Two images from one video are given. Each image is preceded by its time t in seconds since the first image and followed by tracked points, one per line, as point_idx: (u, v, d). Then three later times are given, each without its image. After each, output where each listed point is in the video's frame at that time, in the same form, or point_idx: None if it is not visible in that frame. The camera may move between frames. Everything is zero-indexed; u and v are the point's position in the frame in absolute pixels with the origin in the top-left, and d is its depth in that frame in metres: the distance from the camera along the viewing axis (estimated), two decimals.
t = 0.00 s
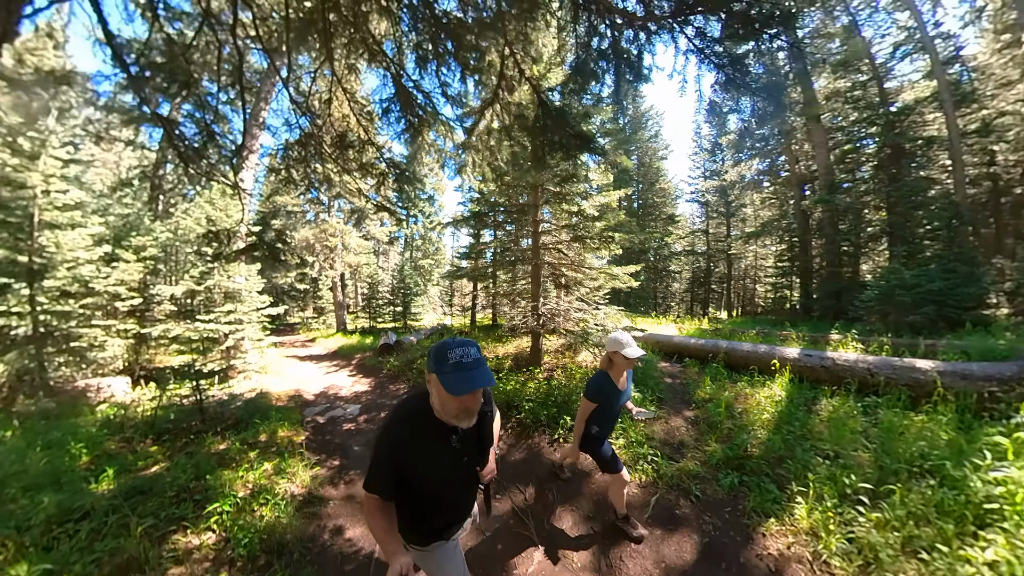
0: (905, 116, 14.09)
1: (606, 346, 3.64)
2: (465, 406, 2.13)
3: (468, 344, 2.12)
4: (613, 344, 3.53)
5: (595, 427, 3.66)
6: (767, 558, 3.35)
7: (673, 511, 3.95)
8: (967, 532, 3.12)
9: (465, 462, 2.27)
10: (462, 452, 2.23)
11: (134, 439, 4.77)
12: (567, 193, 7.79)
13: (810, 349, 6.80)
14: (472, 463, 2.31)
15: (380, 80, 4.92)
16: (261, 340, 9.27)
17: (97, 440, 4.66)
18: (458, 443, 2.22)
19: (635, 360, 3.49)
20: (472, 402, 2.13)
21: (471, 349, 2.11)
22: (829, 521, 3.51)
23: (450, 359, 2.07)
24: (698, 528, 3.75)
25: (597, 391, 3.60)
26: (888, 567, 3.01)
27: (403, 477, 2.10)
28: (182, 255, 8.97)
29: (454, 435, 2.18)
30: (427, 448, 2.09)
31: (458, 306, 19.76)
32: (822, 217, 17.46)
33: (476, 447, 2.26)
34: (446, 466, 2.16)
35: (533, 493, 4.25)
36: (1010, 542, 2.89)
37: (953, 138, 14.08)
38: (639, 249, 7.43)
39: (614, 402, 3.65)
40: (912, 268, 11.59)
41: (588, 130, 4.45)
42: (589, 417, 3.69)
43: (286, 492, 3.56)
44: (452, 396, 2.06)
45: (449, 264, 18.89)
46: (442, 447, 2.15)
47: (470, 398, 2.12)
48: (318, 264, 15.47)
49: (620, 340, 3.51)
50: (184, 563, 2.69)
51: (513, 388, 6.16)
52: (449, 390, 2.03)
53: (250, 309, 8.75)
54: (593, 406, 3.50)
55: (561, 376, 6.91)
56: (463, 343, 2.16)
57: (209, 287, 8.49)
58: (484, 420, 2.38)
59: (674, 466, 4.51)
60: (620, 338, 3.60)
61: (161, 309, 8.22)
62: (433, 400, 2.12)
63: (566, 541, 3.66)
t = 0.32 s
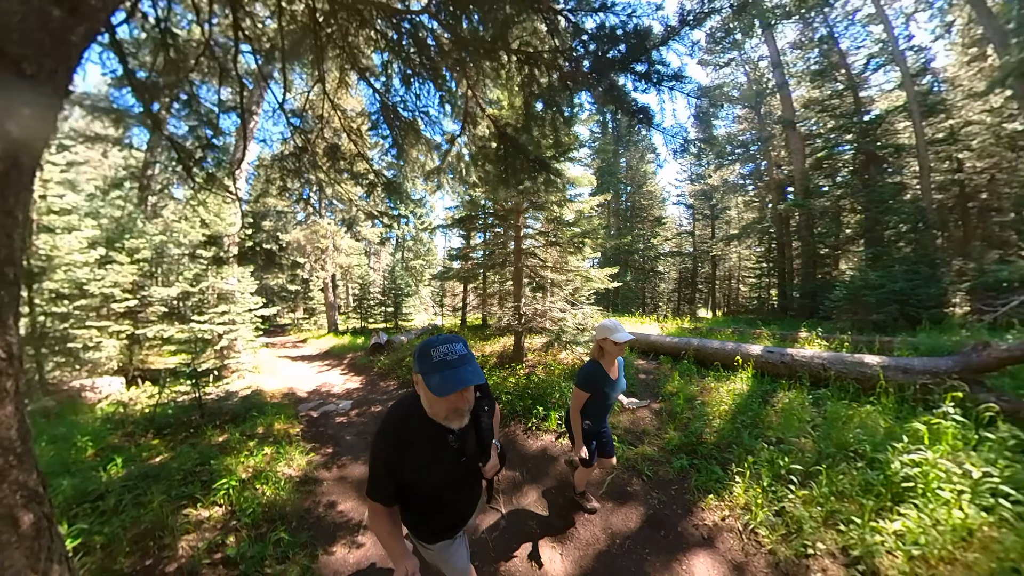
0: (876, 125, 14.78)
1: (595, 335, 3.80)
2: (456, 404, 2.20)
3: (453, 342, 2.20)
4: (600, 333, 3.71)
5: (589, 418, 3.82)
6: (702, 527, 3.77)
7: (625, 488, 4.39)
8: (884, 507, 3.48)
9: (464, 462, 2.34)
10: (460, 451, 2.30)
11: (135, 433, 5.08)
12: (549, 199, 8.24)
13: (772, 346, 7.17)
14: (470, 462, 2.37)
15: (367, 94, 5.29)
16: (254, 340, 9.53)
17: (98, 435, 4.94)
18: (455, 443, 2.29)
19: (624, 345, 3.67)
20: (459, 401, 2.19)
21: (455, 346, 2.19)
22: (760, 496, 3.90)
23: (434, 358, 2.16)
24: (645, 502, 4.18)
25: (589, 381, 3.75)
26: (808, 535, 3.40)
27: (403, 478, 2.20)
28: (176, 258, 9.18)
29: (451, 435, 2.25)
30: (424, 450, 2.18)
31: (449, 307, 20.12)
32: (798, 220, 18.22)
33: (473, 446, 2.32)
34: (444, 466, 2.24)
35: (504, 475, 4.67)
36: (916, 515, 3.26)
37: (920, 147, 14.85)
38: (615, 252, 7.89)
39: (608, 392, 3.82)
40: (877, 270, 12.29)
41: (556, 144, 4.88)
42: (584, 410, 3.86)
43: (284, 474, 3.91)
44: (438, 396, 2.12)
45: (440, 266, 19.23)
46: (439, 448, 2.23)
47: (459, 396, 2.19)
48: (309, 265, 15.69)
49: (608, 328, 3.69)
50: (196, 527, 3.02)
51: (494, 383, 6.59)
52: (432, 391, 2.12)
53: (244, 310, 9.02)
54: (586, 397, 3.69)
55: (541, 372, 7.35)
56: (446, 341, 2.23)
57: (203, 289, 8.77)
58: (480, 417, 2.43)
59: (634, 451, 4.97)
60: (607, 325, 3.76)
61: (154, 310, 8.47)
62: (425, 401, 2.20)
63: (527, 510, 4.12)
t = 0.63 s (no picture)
0: (853, 134, 15.41)
1: (594, 348, 3.76)
2: (458, 395, 2.35)
3: (456, 334, 2.31)
4: (599, 346, 3.66)
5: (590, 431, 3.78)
6: (658, 510, 4.12)
7: (593, 476, 4.76)
8: (822, 492, 3.79)
9: (466, 452, 2.50)
10: (462, 442, 2.47)
11: (136, 434, 5.32)
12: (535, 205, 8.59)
13: (743, 347, 7.57)
14: (472, 453, 2.52)
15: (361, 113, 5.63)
16: (247, 343, 9.70)
17: (100, 438, 5.17)
18: (457, 433, 2.46)
19: (624, 358, 3.61)
20: (463, 390, 2.32)
21: (457, 338, 2.31)
22: (711, 483, 4.22)
23: (439, 349, 2.25)
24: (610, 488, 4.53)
25: (587, 396, 3.70)
26: (751, 515, 3.72)
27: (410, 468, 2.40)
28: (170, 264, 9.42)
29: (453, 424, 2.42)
30: (427, 439, 2.38)
31: (441, 307, 20.42)
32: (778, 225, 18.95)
33: (474, 436, 2.49)
34: (447, 454, 2.42)
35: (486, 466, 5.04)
36: (850, 500, 3.59)
37: (891, 154, 15.56)
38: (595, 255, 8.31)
39: (607, 404, 3.75)
40: (848, 274, 12.94)
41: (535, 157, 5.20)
42: (586, 423, 3.80)
43: (284, 467, 4.20)
44: (443, 387, 2.27)
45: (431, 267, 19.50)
46: (442, 438, 2.41)
47: (461, 387, 2.34)
48: (300, 267, 15.86)
49: (607, 342, 3.64)
50: (206, 513, 3.32)
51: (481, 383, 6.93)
52: (439, 379, 2.22)
53: (236, 313, 9.18)
54: (586, 412, 3.61)
55: (526, 372, 7.72)
56: (450, 333, 2.32)
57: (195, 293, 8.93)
58: (483, 409, 2.59)
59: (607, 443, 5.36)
60: (607, 339, 3.72)
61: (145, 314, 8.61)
62: (429, 393, 2.37)
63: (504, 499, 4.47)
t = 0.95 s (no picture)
0: (832, 138, 15.96)
1: (603, 341, 3.76)
2: (481, 401, 2.34)
3: (482, 341, 2.33)
4: (608, 337, 3.67)
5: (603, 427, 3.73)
6: (627, 491, 4.44)
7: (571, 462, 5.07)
8: (781, 476, 4.05)
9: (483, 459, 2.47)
10: (480, 448, 2.44)
11: (133, 431, 5.47)
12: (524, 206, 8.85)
13: (721, 343, 7.91)
14: (489, 458, 2.50)
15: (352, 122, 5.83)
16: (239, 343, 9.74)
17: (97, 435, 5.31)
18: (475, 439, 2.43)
19: (634, 350, 3.60)
20: (486, 397, 2.30)
21: (483, 344, 2.32)
22: (679, 468, 4.53)
23: (465, 356, 2.27)
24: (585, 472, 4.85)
25: (600, 388, 3.66)
26: (713, 497, 4.02)
27: (427, 470, 2.38)
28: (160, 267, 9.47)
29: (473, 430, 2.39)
30: (447, 444, 2.34)
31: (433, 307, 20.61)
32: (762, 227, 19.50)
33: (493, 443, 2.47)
34: (465, 460, 2.39)
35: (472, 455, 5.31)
36: (806, 482, 3.82)
37: (869, 159, 16.14)
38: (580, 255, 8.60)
39: (619, 398, 3.72)
40: (826, 274, 13.44)
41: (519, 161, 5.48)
42: (599, 418, 3.73)
43: (280, 458, 4.41)
44: (466, 392, 2.26)
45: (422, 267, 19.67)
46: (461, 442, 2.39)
47: (485, 393, 2.33)
48: (291, 267, 15.93)
49: (616, 333, 3.65)
50: (207, 500, 3.52)
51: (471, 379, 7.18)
52: (463, 384, 2.23)
53: (228, 312, 9.25)
54: (600, 406, 3.54)
55: (515, 368, 7.99)
56: (475, 341, 2.35)
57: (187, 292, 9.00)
58: (502, 416, 2.58)
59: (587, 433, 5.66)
60: (616, 331, 3.71)
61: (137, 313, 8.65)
62: (452, 396, 2.36)
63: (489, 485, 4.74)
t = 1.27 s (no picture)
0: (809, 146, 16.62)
1: (605, 347, 3.62)
2: (521, 397, 2.32)
3: (526, 338, 2.31)
4: (612, 345, 3.49)
5: (596, 436, 3.67)
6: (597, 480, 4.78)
7: (548, 456, 5.39)
8: (737, 467, 4.38)
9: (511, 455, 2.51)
10: (511, 444, 2.47)
11: (128, 433, 5.63)
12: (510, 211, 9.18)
13: (697, 344, 8.29)
14: (517, 456, 2.55)
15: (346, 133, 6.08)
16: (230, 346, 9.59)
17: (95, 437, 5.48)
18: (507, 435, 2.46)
19: (637, 361, 3.46)
20: (528, 391, 2.29)
21: (527, 341, 2.31)
22: (644, 460, 4.88)
23: (508, 349, 2.24)
24: (561, 465, 5.19)
25: (595, 396, 3.57)
26: (672, 485, 4.39)
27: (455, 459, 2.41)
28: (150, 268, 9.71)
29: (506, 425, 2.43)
30: (480, 437, 2.36)
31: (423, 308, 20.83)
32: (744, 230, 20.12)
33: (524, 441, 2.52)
34: (495, 454, 2.43)
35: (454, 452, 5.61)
36: (758, 473, 4.13)
37: (844, 166, 16.81)
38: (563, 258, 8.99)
39: (614, 405, 3.64)
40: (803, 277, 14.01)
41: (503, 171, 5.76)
42: (592, 424, 3.65)
43: (276, 454, 4.67)
44: (509, 386, 2.25)
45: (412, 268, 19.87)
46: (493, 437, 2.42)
47: (526, 388, 2.32)
48: (281, 269, 16.04)
49: (620, 342, 3.45)
50: (208, 493, 3.77)
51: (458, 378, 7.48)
52: (508, 377, 2.20)
53: (220, 314, 9.14)
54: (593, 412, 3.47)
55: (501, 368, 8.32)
56: (517, 336, 2.34)
57: (178, 295, 9.04)
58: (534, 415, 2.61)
59: (567, 429, 6.00)
60: (619, 339, 3.56)
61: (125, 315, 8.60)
62: (491, 390, 2.35)
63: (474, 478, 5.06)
